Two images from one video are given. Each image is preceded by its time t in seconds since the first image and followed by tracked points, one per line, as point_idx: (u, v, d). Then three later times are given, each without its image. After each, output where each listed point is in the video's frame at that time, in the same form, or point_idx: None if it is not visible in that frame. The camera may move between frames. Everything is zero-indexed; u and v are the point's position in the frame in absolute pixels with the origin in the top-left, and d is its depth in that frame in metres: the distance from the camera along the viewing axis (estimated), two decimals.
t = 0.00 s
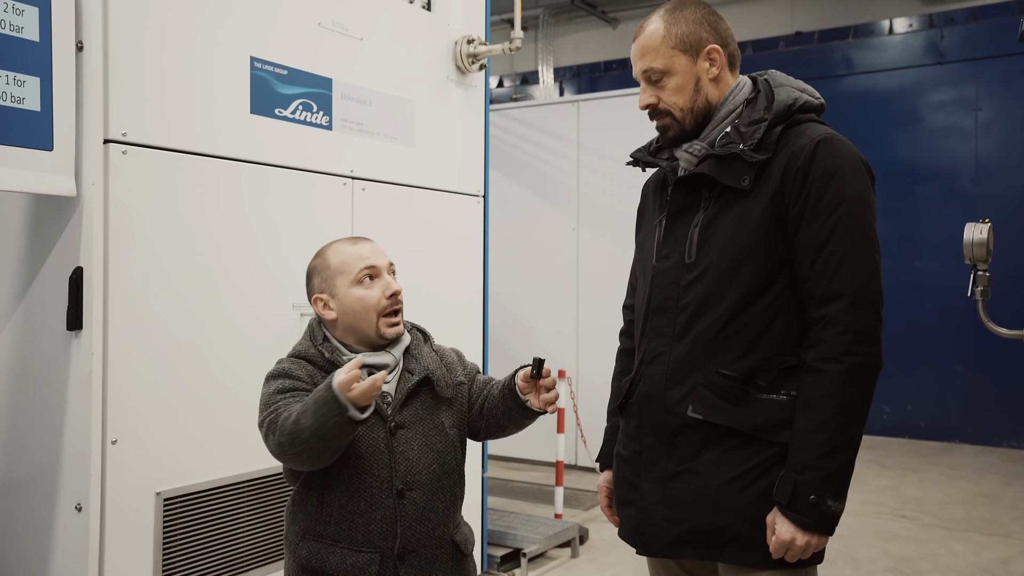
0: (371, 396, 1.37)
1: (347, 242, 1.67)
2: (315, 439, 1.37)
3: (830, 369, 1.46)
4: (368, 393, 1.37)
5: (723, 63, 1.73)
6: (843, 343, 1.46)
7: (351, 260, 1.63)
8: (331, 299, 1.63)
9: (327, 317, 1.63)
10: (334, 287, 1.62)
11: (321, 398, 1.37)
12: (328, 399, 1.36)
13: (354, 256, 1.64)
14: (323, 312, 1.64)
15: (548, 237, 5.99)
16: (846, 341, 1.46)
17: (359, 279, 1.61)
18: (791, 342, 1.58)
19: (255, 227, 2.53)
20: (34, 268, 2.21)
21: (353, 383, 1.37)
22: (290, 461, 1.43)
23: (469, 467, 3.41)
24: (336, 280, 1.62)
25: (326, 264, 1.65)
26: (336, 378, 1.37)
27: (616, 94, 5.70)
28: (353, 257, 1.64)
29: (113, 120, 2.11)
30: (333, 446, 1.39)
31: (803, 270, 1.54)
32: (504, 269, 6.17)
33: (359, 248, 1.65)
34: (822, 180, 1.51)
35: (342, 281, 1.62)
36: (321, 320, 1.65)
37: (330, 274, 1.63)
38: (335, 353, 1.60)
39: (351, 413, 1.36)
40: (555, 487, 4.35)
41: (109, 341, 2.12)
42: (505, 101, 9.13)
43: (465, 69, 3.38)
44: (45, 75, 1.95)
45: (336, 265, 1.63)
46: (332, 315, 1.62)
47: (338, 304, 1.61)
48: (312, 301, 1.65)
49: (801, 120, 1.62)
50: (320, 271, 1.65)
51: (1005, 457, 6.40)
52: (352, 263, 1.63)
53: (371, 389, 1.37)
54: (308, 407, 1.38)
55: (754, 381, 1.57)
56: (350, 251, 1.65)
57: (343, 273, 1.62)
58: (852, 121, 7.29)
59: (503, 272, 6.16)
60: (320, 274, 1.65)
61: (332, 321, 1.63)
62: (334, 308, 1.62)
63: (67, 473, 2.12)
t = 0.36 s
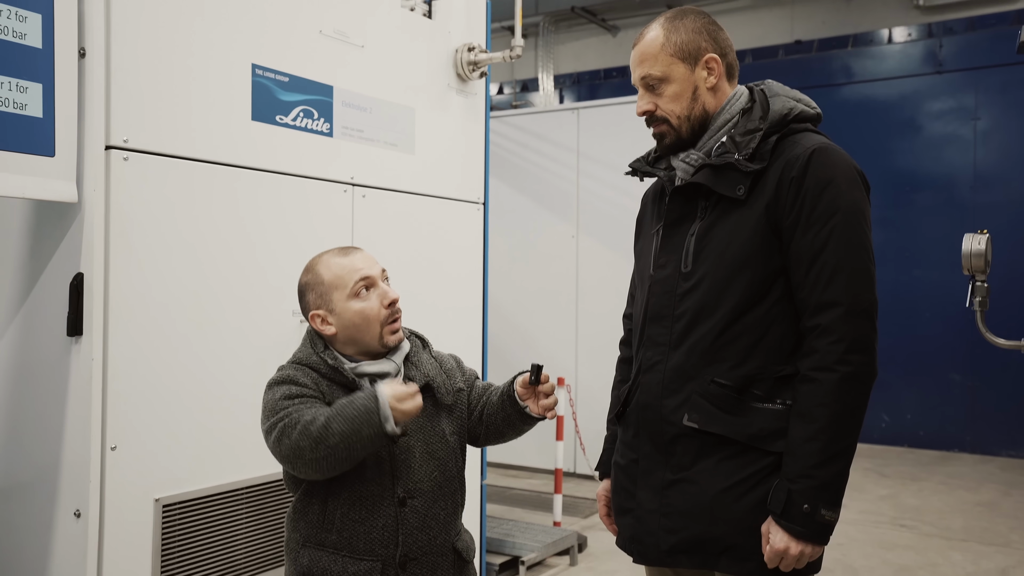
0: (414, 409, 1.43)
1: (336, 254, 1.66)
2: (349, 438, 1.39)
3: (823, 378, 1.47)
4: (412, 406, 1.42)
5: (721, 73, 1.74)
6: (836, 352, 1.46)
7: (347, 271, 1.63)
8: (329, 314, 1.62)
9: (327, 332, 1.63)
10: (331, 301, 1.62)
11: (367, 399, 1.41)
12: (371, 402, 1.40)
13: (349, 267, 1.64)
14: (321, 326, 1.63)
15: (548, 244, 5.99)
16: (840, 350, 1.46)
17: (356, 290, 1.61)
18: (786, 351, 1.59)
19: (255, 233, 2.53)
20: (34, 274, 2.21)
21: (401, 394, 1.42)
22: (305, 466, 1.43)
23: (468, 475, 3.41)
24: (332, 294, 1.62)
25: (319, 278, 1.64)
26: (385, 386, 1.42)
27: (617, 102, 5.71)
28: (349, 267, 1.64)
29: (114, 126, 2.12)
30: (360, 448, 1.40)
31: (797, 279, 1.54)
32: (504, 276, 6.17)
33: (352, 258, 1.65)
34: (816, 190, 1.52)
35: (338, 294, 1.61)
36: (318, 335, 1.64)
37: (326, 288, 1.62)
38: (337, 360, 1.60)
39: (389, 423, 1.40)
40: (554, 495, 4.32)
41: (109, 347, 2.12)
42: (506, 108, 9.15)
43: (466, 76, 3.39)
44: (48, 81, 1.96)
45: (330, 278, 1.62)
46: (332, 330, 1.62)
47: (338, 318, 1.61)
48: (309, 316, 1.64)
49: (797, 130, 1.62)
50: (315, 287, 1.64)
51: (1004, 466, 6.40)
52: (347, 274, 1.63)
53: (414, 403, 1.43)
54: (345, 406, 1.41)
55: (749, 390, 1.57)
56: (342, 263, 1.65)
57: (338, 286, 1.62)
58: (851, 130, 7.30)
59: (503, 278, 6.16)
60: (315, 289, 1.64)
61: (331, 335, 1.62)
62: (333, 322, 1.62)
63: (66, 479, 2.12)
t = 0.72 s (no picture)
0: (411, 429, 1.49)
1: (337, 267, 1.67)
2: (353, 456, 1.44)
3: (820, 391, 1.48)
4: (410, 426, 1.49)
5: (726, 85, 1.75)
6: (833, 365, 1.47)
7: (346, 285, 1.64)
8: (329, 327, 1.63)
9: (327, 344, 1.64)
10: (332, 314, 1.63)
11: (370, 419, 1.46)
12: (375, 421, 1.46)
13: (349, 280, 1.65)
14: (322, 338, 1.65)
15: (546, 254, 6.01)
16: (837, 364, 1.47)
17: (356, 303, 1.62)
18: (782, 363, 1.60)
19: (256, 244, 2.54)
20: (35, 284, 2.22)
21: (402, 414, 1.48)
22: (307, 482, 1.47)
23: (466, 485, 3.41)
24: (332, 307, 1.63)
25: (319, 291, 1.66)
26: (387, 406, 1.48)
27: (615, 113, 5.74)
28: (349, 280, 1.65)
29: (116, 137, 2.13)
30: (363, 466, 1.45)
31: (794, 293, 1.56)
32: (503, 285, 6.19)
33: (353, 271, 1.66)
34: (813, 204, 1.53)
35: (338, 307, 1.63)
36: (320, 348, 1.66)
37: (326, 302, 1.64)
38: (339, 372, 1.61)
39: (392, 442, 1.46)
40: (553, 504, 4.35)
41: (109, 358, 2.12)
42: (504, 118, 9.19)
43: (465, 88, 3.41)
44: (51, 93, 1.97)
45: (330, 292, 1.64)
46: (332, 343, 1.63)
47: (338, 331, 1.62)
48: (309, 329, 1.65)
49: (793, 144, 1.63)
50: (315, 300, 1.65)
51: (1000, 478, 6.41)
52: (347, 287, 1.64)
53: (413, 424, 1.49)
54: (348, 423, 1.46)
55: (746, 402, 1.58)
56: (342, 276, 1.66)
57: (338, 299, 1.63)
58: (848, 141, 7.34)
59: (502, 288, 6.18)
60: (315, 303, 1.65)
61: (331, 347, 1.64)
62: (333, 335, 1.63)
63: (66, 489, 2.13)
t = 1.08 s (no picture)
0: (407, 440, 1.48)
1: (341, 274, 1.69)
2: (348, 465, 1.45)
3: (823, 402, 1.49)
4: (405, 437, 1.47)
5: (725, 105, 1.73)
6: (836, 377, 1.49)
7: (348, 292, 1.66)
8: (330, 333, 1.65)
9: (327, 350, 1.66)
10: (333, 321, 1.65)
11: (363, 429, 1.46)
12: (370, 430, 1.45)
13: (352, 287, 1.67)
14: (322, 344, 1.66)
15: (545, 261, 6.03)
16: (840, 375, 1.49)
17: (357, 311, 1.64)
18: (785, 373, 1.62)
19: (257, 251, 2.55)
20: (37, 290, 2.23)
21: (397, 423, 1.47)
22: (304, 491, 1.49)
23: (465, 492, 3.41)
24: (333, 313, 1.64)
25: (322, 296, 1.67)
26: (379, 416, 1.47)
27: (615, 122, 5.77)
28: (351, 288, 1.66)
29: (120, 144, 2.15)
30: (359, 475, 1.46)
31: (799, 304, 1.58)
32: (501, 293, 6.20)
33: (357, 279, 1.68)
34: (819, 218, 1.55)
35: (339, 314, 1.64)
36: (321, 353, 1.68)
37: (328, 309, 1.65)
38: (338, 380, 1.62)
39: (387, 452, 1.45)
40: (550, 512, 4.30)
41: (110, 364, 2.13)
42: (503, 125, 9.22)
43: (466, 96, 3.43)
44: (55, 100, 1.99)
45: (333, 299, 1.65)
46: (332, 348, 1.65)
47: (338, 337, 1.64)
48: (310, 333, 1.67)
49: (800, 158, 1.66)
50: (318, 305, 1.67)
51: (997, 487, 6.42)
52: (349, 294, 1.65)
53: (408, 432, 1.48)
54: (344, 433, 1.46)
55: (749, 411, 1.60)
56: (345, 283, 1.67)
57: (341, 306, 1.64)
58: (845, 150, 7.37)
59: (500, 295, 6.19)
60: (317, 308, 1.67)
61: (331, 353, 1.66)
62: (333, 341, 1.65)
63: (67, 494, 2.13)
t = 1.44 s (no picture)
0: (387, 456, 1.43)
1: (336, 276, 1.71)
2: (324, 470, 1.43)
3: (822, 407, 1.51)
4: (385, 453, 1.43)
5: (729, 108, 1.76)
6: (835, 382, 1.51)
7: (343, 294, 1.68)
8: (325, 334, 1.67)
9: (323, 351, 1.68)
10: (328, 322, 1.67)
11: (340, 436, 1.44)
12: (349, 439, 1.43)
13: (347, 289, 1.69)
14: (319, 345, 1.69)
15: (543, 265, 6.04)
16: (839, 380, 1.50)
17: (351, 312, 1.66)
18: (784, 378, 1.63)
19: (256, 253, 2.57)
20: (37, 291, 2.25)
21: (380, 436, 1.43)
22: (283, 492, 1.49)
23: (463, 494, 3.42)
24: (329, 314, 1.67)
25: (317, 299, 1.70)
26: (359, 423, 1.45)
27: (614, 125, 5.79)
28: (346, 290, 1.69)
29: (121, 146, 2.16)
30: (336, 481, 1.43)
31: (797, 310, 1.59)
32: (499, 295, 6.22)
33: (351, 282, 1.70)
34: (818, 224, 1.57)
35: (334, 315, 1.67)
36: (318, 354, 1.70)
37: (323, 310, 1.68)
38: (334, 381, 1.62)
39: (362, 461, 1.41)
40: (548, 514, 4.31)
41: (111, 364, 2.15)
42: (502, 128, 9.24)
43: (465, 100, 3.45)
44: (56, 102, 2.00)
45: (328, 300, 1.68)
46: (328, 350, 1.67)
47: (333, 338, 1.66)
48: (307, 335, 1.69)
49: (798, 164, 1.67)
50: (314, 307, 1.69)
51: (992, 491, 6.45)
52: (344, 296, 1.68)
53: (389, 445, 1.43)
54: (324, 438, 1.45)
55: (747, 415, 1.61)
56: (340, 285, 1.70)
57: (335, 308, 1.67)
58: (842, 155, 7.40)
59: (498, 298, 6.21)
60: (313, 310, 1.69)
61: (326, 354, 1.68)
62: (329, 342, 1.67)
63: (66, 495, 2.14)
